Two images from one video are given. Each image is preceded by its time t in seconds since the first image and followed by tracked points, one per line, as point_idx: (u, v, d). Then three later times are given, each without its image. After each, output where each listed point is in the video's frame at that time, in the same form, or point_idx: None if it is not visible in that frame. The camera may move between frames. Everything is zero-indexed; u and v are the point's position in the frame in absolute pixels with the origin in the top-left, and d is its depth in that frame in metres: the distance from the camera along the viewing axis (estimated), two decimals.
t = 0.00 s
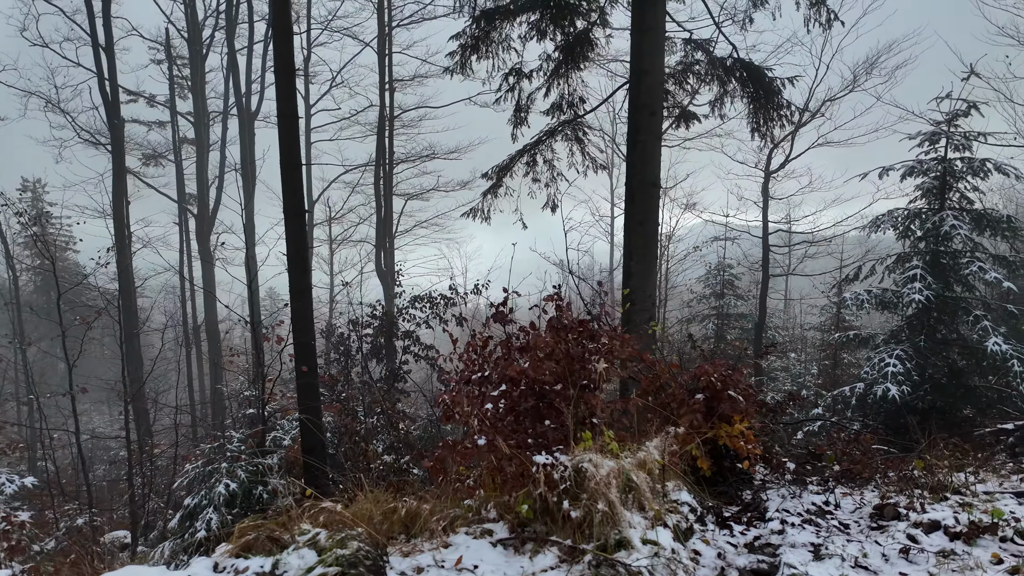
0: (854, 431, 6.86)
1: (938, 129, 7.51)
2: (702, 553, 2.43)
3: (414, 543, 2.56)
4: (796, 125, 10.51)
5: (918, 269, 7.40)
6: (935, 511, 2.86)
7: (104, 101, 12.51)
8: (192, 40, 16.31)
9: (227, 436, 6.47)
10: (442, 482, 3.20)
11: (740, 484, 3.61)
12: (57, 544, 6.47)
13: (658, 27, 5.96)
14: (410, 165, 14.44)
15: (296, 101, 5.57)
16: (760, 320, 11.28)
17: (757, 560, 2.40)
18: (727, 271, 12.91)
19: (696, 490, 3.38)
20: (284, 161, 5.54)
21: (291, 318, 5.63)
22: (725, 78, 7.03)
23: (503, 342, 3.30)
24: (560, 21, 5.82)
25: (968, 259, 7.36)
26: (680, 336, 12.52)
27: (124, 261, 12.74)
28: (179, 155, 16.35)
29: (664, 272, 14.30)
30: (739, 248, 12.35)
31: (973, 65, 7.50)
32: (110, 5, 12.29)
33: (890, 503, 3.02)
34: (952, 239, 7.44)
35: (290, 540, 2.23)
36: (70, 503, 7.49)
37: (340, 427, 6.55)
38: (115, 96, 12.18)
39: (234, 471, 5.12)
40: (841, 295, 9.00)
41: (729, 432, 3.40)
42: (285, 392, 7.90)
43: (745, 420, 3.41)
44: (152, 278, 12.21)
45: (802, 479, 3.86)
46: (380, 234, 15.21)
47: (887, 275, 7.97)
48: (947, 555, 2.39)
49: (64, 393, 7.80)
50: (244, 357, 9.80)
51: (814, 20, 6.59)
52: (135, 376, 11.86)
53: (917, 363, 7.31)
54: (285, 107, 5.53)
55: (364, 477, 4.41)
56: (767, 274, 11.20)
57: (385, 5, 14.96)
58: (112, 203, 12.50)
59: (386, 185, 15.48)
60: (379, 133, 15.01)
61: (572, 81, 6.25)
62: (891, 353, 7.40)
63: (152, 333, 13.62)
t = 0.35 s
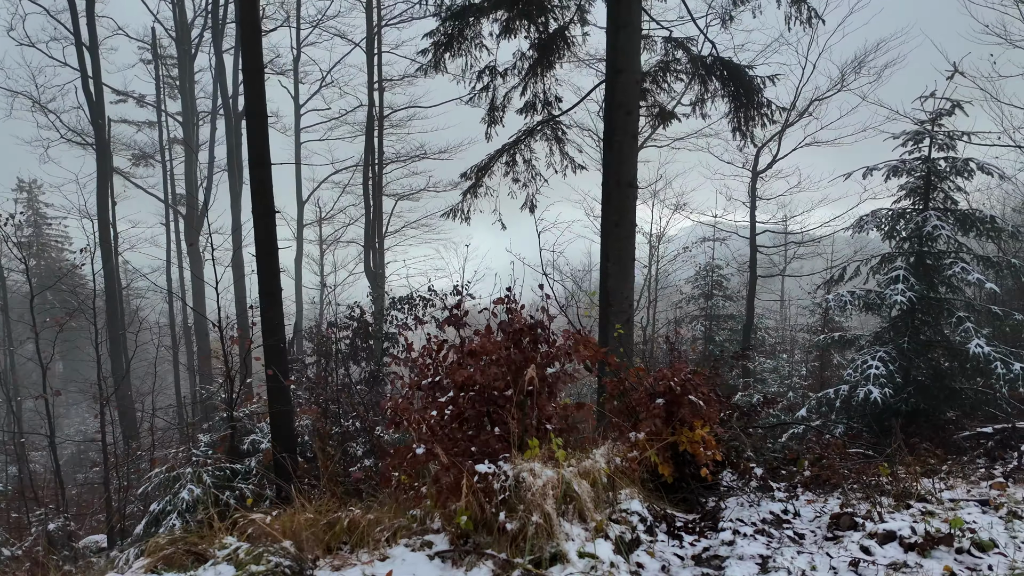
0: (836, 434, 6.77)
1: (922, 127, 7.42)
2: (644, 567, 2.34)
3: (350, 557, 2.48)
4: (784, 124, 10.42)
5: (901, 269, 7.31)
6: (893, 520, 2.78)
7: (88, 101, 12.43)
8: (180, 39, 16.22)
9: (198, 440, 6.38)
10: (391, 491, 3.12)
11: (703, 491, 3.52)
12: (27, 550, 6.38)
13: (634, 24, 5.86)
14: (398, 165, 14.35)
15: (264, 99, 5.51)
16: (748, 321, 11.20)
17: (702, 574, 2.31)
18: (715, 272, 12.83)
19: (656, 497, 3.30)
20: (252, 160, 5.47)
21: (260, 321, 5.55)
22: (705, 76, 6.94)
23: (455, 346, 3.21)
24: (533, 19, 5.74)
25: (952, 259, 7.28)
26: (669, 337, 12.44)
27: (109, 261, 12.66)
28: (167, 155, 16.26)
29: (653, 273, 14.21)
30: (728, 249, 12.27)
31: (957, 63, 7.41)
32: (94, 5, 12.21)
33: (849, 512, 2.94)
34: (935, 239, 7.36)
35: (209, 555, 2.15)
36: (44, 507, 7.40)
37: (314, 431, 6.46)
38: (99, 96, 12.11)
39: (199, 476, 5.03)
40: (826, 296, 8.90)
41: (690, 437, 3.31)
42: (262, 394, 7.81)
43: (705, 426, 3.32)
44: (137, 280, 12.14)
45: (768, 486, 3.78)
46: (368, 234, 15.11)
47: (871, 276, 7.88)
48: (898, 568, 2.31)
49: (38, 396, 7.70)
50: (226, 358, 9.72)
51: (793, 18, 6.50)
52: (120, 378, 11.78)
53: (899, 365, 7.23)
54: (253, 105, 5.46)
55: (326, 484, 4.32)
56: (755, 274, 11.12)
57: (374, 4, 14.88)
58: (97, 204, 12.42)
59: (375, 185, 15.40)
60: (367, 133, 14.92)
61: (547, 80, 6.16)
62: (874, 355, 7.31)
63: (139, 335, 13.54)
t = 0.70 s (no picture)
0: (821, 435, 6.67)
1: (908, 123, 7.30)
2: None
3: (281, 568, 2.36)
4: (772, 121, 10.31)
5: (886, 268, 7.21)
6: (856, 527, 2.67)
7: (70, 98, 12.30)
8: (167, 36, 16.06)
9: (169, 440, 6.25)
10: (339, 496, 3.00)
11: (668, 495, 3.41)
12: None
13: (611, 16, 5.73)
14: (385, 163, 14.22)
15: (231, 93, 5.40)
16: (736, 321, 11.10)
17: None
18: (705, 270, 12.73)
19: (617, 503, 3.18)
20: (220, 155, 5.37)
21: (228, 320, 5.43)
22: (687, 71, 6.82)
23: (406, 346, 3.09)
24: (507, 12, 5.62)
25: (937, 258, 7.18)
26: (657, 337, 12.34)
27: (92, 260, 12.51)
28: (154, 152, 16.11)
29: (643, 271, 14.10)
30: (717, 248, 12.16)
31: (944, 58, 7.29)
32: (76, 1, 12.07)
33: (812, 518, 2.83)
34: (921, 237, 7.25)
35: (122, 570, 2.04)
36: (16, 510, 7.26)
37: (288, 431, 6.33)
38: (81, 93, 11.98)
39: (162, 480, 4.90)
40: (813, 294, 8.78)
41: (653, 439, 3.19)
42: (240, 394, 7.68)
43: (668, 428, 3.20)
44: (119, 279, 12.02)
45: (738, 489, 3.67)
46: (356, 232, 14.98)
47: (857, 274, 7.77)
48: None
49: (9, 397, 7.56)
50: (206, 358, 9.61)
51: (775, 10, 6.38)
52: (103, 378, 11.62)
53: (884, 365, 7.13)
54: (220, 99, 5.35)
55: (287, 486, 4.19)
56: (744, 273, 11.01)
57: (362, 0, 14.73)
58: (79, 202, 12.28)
59: (364, 183, 15.26)
60: (355, 130, 14.78)
61: (523, 74, 6.03)
62: (859, 354, 7.20)
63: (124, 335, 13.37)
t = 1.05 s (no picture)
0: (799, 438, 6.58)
1: (888, 122, 7.22)
2: None
3: None
4: (757, 120, 10.23)
5: (866, 268, 7.14)
6: (810, 537, 2.57)
7: (48, 95, 12.11)
8: (150, 33, 15.87)
9: (133, 444, 6.10)
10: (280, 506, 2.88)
11: (626, 502, 3.31)
12: None
13: (583, 12, 5.63)
14: (370, 162, 14.10)
15: (193, 88, 5.28)
16: (721, 321, 11.03)
17: None
18: (691, 270, 12.65)
19: (571, 511, 3.09)
20: (182, 153, 5.25)
21: (192, 322, 5.31)
22: (664, 68, 6.72)
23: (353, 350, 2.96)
24: (477, 7, 5.51)
25: (917, 257, 7.11)
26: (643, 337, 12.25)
27: (70, 260, 12.32)
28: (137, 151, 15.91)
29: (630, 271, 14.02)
30: (703, 248, 12.06)
31: (925, 56, 7.22)
32: None
33: (767, 527, 2.74)
34: (901, 236, 7.18)
35: None
36: None
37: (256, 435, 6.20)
38: (59, 90, 11.79)
39: (117, 486, 4.75)
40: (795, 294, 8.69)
41: (609, 444, 3.10)
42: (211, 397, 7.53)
43: (625, 433, 3.11)
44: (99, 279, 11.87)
45: (700, 495, 3.58)
46: (341, 232, 14.85)
47: (838, 274, 7.69)
48: None
49: None
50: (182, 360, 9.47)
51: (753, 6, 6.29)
52: (79, 380, 11.42)
53: (864, 366, 7.04)
54: (182, 95, 5.23)
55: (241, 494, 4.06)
56: (728, 273, 10.92)
57: None
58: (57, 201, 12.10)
59: (349, 182, 15.12)
60: (340, 129, 14.64)
61: (495, 70, 5.92)
62: (838, 355, 7.12)
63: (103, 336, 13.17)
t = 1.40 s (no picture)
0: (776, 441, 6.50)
1: (868, 122, 7.15)
2: None
3: None
4: (740, 120, 10.17)
5: (846, 269, 7.07)
6: (758, 550, 2.49)
7: (26, 93, 11.95)
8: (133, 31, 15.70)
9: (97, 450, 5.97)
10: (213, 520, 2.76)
11: (581, 511, 3.22)
12: None
13: (553, 9, 5.54)
14: (355, 162, 13.97)
15: (153, 86, 5.16)
16: (705, 323, 10.97)
17: None
18: (676, 271, 12.58)
19: (521, 520, 3.01)
20: (143, 152, 5.14)
21: (154, 326, 5.19)
22: (640, 67, 6.63)
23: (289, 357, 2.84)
24: (445, 4, 5.41)
25: (896, 258, 7.04)
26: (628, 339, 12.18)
27: (48, 261, 12.15)
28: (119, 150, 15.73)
29: (617, 272, 13.93)
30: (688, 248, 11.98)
31: (903, 55, 7.15)
32: None
33: (716, 539, 2.66)
34: (881, 237, 7.12)
35: None
36: None
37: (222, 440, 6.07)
38: (37, 88, 11.64)
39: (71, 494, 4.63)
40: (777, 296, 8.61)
41: (562, 452, 3.03)
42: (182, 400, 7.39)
43: (576, 440, 3.02)
44: (79, 279, 11.72)
45: (660, 502, 3.49)
46: (326, 232, 14.74)
47: (818, 275, 7.61)
48: None
49: None
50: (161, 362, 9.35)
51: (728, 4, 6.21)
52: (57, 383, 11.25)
53: (842, 368, 6.97)
54: (141, 93, 5.12)
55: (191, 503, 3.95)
56: (713, 274, 10.84)
57: None
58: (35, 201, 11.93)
59: (334, 182, 14.99)
60: (325, 128, 14.51)
61: (466, 68, 5.83)
62: (817, 357, 7.04)
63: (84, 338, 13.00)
